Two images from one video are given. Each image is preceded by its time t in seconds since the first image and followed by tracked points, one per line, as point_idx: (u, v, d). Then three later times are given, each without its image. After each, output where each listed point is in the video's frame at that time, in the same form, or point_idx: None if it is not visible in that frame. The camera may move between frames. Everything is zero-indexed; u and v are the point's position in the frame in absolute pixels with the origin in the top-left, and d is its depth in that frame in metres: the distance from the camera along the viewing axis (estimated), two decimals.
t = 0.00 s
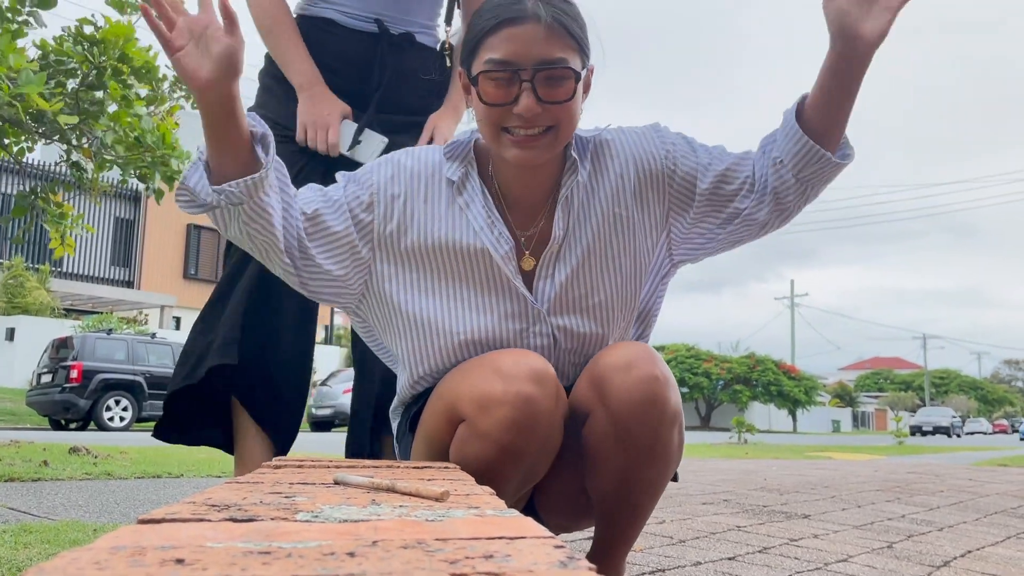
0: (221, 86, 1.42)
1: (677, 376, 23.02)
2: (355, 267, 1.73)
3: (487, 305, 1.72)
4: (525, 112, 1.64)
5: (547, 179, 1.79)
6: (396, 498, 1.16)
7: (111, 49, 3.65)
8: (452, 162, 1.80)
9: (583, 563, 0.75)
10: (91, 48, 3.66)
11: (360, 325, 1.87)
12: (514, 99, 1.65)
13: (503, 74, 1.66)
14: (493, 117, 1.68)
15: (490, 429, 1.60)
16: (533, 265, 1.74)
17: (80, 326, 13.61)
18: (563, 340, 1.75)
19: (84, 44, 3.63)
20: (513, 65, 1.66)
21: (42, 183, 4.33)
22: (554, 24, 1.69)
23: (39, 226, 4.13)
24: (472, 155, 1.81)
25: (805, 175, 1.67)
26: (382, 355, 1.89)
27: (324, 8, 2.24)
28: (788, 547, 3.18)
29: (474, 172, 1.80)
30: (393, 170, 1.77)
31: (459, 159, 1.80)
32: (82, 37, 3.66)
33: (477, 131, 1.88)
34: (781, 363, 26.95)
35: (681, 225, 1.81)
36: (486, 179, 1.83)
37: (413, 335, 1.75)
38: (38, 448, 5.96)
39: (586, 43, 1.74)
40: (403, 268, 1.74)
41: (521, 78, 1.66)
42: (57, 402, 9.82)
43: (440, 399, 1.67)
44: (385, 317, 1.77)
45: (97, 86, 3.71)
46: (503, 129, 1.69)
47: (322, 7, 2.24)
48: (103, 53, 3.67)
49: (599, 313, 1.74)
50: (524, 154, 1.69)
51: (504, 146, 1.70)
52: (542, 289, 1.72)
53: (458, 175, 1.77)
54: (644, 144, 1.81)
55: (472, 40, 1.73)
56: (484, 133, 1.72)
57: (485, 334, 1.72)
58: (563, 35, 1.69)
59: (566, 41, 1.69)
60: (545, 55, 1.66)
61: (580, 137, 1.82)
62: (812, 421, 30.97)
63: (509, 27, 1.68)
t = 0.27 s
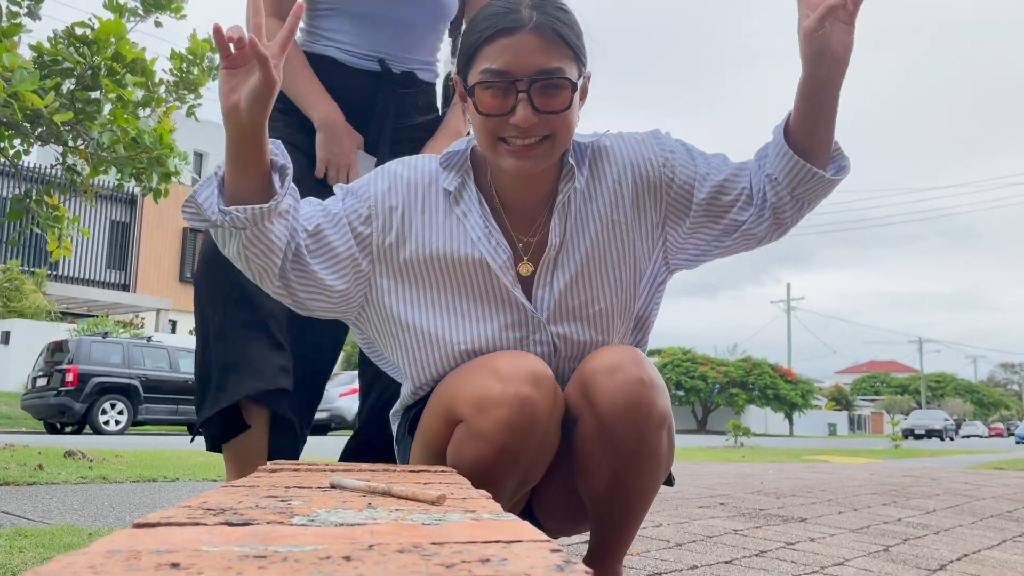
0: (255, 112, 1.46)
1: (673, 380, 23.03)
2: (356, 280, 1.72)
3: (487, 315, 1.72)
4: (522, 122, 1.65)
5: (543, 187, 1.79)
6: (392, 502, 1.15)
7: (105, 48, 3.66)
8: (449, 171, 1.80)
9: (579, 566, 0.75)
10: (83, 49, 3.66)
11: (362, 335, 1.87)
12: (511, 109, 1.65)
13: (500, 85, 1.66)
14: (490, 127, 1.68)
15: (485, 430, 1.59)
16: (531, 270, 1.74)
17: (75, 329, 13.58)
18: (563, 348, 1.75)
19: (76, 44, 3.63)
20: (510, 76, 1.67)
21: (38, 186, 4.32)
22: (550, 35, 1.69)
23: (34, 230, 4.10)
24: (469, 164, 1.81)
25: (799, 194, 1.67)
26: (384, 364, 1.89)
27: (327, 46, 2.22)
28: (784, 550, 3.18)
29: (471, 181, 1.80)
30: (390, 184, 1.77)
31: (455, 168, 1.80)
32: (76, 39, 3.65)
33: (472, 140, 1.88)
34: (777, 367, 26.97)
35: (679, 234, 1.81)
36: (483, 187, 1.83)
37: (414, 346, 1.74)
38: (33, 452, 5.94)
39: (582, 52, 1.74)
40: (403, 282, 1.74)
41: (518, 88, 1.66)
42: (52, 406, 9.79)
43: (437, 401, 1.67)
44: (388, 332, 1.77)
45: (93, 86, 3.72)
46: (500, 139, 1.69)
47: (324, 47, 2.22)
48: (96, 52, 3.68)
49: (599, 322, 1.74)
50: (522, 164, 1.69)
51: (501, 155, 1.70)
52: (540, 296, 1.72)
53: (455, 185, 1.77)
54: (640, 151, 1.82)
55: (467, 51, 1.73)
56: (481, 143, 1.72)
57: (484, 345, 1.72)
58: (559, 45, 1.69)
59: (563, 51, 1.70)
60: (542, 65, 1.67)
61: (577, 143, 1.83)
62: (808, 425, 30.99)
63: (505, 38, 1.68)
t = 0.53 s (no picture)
0: (306, 157, 1.42)
1: (672, 381, 23.03)
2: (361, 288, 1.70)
3: (485, 318, 1.72)
4: (520, 119, 1.64)
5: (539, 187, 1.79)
6: (390, 504, 1.15)
7: (104, 53, 3.65)
8: (444, 173, 1.80)
9: (578, 568, 0.75)
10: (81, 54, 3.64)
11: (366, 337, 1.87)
12: (510, 106, 1.65)
13: (501, 82, 1.66)
14: (489, 124, 1.68)
15: (480, 434, 1.59)
16: (528, 272, 1.75)
17: (73, 331, 13.56)
18: (560, 349, 1.75)
19: (76, 49, 3.61)
20: (511, 74, 1.67)
21: (36, 189, 4.33)
22: (553, 36, 1.69)
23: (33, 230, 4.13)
24: (464, 165, 1.82)
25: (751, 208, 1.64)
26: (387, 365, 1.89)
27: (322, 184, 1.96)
28: (782, 552, 3.19)
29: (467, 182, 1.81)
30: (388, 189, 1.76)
31: (451, 169, 1.81)
32: (75, 43, 3.63)
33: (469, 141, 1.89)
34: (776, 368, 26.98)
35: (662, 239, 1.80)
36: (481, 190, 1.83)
37: (414, 350, 1.74)
38: (30, 453, 5.92)
39: (583, 55, 1.74)
40: (404, 288, 1.72)
41: (518, 85, 1.65)
42: (50, 408, 9.77)
43: (435, 407, 1.67)
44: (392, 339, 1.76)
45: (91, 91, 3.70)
46: (498, 135, 1.68)
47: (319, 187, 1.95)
48: (96, 57, 3.66)
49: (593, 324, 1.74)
50: (520, 162, 1.69)
51: (498, 152, 1.69)
52: (535, 298, 1.72)
53: (451, 186, 1.78)
54: (629, 153, 1.83)
55: (470, 49, 1.74)
56: (479, 139, 1.72)
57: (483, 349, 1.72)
58: (561, 46, 1.70)
59: (565, 52, 1.70)
60: (542, 64, 1.67)
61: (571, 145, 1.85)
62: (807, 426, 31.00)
63: (507, 36, 1.68)
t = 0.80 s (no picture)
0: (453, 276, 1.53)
1: (672, 382, 23.03)
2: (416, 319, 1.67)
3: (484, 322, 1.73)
4: (515, 114, 1.65)
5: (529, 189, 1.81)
6: (390, 505, 1.15)
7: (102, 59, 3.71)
8: (437, 179, 1.83)
9: (576, 569, 0.75)
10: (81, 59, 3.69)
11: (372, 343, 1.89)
12: (507, 100, 1.65)
13: (501, 73, 1.66)
14: (484, 115, 1.69)
15: (480, 437, 1.59)
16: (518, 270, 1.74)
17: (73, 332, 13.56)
18: (556, 352, 1.75)
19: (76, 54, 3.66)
20: (511, 67, 1.66)
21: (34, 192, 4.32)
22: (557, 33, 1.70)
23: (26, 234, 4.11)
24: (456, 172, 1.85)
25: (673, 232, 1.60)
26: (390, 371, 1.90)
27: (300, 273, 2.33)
28: (782, 553, 3.19)
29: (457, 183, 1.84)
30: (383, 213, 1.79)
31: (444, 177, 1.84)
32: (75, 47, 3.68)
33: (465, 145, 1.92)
34: (775, 369, 26.98)
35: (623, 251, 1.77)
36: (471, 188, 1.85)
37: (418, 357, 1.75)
38: (30, 455, 5.90)
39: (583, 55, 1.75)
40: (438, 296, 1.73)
41: (517, 79, 1.65)
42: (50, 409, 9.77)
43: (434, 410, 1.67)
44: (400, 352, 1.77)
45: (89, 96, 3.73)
46: (493, 127, 1.70)
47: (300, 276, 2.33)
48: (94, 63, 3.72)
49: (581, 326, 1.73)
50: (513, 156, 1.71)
51: (492, 143, 1.71)
52: (527, 300, 1.72)
53: (442, 194, 1.81)
54: (608, 157, 1.83)
55: (475, 38, 1.74)
56: (474, 129, 1.74)
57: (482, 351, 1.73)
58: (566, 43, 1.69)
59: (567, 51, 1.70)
60: (542, 59, 1.66)
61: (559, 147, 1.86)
62: (806, 427, 31.01)
63: (511, 30, 1.68)
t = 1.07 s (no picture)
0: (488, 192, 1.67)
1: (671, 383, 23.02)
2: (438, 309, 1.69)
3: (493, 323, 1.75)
4: (502, 93, 1.68)
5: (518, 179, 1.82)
6: (389, 505, 1.15)
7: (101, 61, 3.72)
8: (433, 173, 1.86)
9: (575, 570, 0.75)
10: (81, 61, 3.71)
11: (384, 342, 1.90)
12: (492, 80, 1.69)
13: (481, 56, 1.70)
14: (470, 100, 1.72)
15: (482, 441, 1.58)
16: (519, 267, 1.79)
17: (73, 332, 13.55)
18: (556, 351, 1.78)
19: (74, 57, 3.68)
20: (491, 48, 1.70)
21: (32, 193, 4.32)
22: (529, 11, 1.73)
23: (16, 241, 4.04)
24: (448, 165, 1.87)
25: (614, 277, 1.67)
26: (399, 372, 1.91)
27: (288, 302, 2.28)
28: (782, 553, 3.19)
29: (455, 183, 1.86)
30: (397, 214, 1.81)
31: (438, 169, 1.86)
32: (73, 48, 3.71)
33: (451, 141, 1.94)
34: (775, 370, 26.97)
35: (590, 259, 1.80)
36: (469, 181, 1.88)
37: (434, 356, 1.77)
38: (29, 455, 5.89)
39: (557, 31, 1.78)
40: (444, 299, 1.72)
41: (499, 58, 1.69)
42: (49, 410, 9.76)
43: (435, 412, 1.66)
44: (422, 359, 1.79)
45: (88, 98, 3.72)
46: (480, 111, 1.72)
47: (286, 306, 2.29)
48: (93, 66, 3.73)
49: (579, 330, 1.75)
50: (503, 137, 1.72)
51: (481, 128, 1.73)
52: (532, 302, 1.73)
53: (441, 187, 1.83)
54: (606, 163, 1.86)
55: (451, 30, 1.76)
56: (461, 118, 1.75)
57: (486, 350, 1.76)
58: (541, 21, 1.73)
59: (542, 28, 1.73)
60: (522, 36, 1.69)
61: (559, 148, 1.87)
62: (806, 428, 31.00)
63: (488, 14, 1.72)
